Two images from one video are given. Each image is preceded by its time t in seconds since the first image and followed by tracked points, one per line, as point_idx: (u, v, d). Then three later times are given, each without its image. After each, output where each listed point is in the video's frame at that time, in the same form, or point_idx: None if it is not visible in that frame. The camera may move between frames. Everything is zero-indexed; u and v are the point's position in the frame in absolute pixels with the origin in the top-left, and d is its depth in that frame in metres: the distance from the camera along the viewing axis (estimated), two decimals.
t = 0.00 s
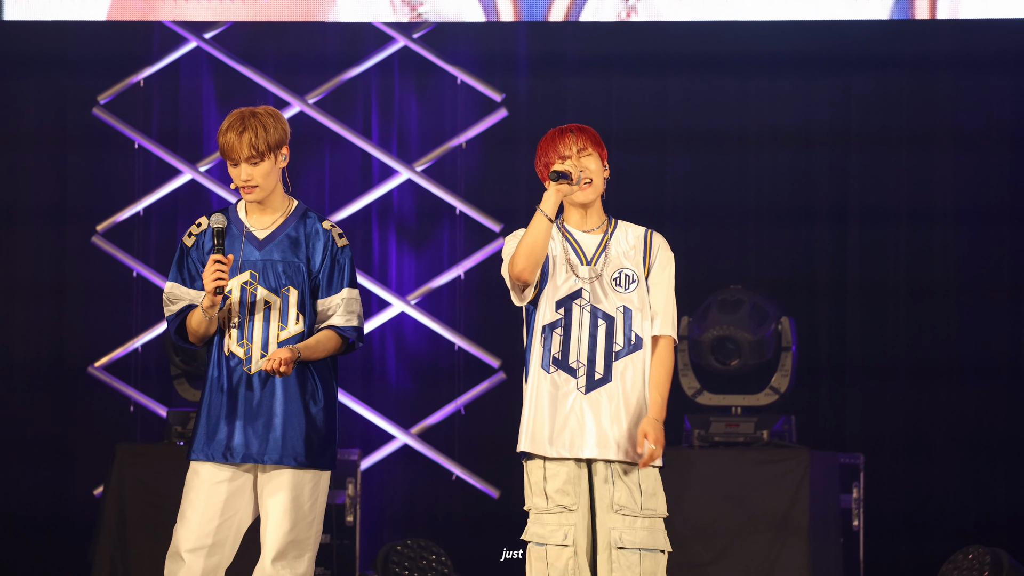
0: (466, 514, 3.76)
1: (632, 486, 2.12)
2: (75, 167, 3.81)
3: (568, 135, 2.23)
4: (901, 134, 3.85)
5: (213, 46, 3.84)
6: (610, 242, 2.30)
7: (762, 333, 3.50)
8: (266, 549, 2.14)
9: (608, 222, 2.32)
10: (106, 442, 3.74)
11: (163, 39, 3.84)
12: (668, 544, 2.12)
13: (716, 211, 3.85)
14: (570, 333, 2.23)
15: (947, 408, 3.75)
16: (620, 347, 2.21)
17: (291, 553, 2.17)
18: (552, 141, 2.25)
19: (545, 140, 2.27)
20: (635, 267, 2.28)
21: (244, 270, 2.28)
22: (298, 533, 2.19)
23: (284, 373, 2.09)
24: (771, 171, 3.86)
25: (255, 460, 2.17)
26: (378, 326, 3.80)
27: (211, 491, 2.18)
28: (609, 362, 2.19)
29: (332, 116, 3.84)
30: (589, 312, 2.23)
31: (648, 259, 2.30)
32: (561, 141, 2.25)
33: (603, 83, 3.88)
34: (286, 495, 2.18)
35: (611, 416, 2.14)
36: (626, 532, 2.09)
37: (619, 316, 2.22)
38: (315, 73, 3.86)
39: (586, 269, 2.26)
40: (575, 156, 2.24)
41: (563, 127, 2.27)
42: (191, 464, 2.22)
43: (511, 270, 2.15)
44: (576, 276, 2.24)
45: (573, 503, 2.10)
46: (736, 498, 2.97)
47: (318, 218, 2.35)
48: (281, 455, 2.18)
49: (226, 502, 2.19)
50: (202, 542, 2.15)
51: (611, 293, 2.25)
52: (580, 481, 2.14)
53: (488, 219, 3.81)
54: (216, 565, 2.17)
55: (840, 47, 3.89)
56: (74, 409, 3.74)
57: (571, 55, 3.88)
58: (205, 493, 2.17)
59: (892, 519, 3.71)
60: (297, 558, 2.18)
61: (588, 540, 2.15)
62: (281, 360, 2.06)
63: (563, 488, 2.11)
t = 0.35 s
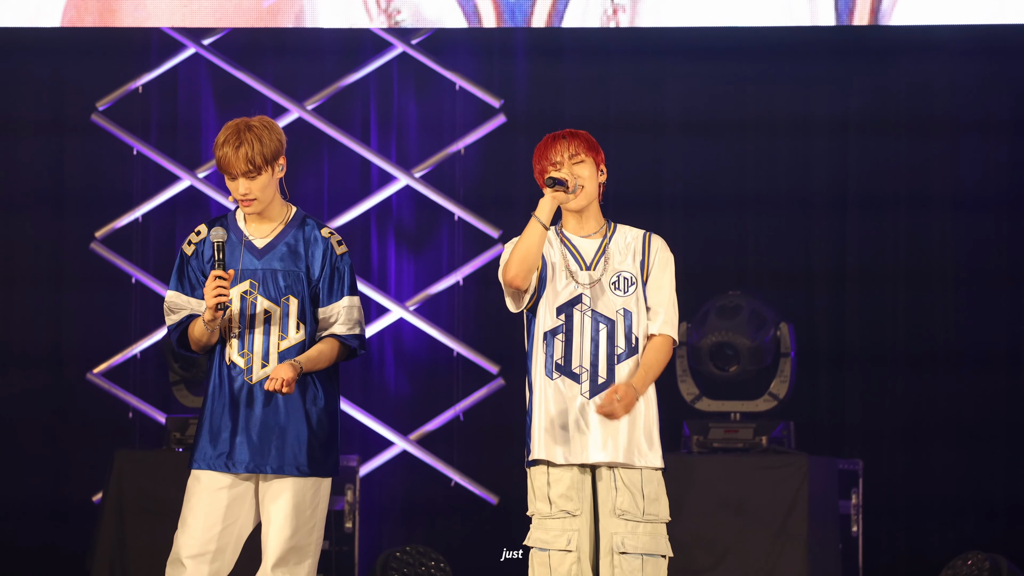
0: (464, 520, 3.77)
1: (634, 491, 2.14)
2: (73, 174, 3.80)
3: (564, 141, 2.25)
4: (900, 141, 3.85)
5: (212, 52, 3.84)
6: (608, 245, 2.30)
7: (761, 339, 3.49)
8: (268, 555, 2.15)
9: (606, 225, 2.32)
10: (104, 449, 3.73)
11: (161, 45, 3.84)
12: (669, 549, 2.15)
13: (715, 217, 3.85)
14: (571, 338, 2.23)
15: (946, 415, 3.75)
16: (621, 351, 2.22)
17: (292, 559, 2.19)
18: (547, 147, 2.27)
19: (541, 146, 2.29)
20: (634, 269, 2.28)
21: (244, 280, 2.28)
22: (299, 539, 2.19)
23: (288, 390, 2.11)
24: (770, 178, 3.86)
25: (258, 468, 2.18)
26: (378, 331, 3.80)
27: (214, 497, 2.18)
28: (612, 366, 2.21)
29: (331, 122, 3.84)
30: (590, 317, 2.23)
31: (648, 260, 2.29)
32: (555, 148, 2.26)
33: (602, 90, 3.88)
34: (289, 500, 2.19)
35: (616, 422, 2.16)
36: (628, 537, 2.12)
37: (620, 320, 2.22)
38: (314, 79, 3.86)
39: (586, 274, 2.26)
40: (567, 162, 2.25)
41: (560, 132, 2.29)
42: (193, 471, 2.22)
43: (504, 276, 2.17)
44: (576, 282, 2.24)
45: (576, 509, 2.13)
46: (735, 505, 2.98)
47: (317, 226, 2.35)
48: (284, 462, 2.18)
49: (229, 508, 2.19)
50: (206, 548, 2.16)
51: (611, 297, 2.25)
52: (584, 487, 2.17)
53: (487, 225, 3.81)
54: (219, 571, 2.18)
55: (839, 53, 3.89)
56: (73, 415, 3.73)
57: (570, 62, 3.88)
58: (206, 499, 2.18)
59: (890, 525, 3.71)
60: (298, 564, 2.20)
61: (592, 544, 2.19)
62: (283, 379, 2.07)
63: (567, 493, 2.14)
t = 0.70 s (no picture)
0: (472, 527, 3.77)
1: (637, 498, 2.13)
2: (83, 180, 3.80)
3: (578, 147, 2.25)
4: (910, 150, 3.85)
5: (222, 59, 3.84)
6: (619, 254, 2.29)
7: (771, 347, 3.49)
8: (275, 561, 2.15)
9: (617, 234, 2.31)
10: (114, 455, 3.73)
11: (172, 51, 3.84)
12: (674, 557, 2.14)
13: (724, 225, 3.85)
14: (578, 345, 2.23)
15: (956, 425, 3.74)
16: (628, 359, 2.21)
17: (299, 566, 2.18)
18: (562, 152, 2.28)
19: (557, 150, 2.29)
20: (644, 278, 2.27)
21: (254, 282, 2.29)
22: (307, 545, 2.19)
23: (294, 386, 2.10)
24: (780, 186, 3.85)
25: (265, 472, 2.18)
26: (388, 338, 3.80)
27: (222, 504, 2.18)
28: (616, 374, 2.20)
29: (341, 129, 3.83)
30: (597, 325, 2.24)
31: (659, 269, 2.28)
32: (568, 154, 2.26)
33: (612, 99, 3.88)
34: (296, 505, 2.18)
35: (619, 430, 2.16)
36: (631, 545, 2.12)
37: (627, 328, 2.22)
38: (324, 86, 3.86)
39: (594, 282, 2.26)
40: (579, 170, 2.25)
41: (578, 137, 2.28)
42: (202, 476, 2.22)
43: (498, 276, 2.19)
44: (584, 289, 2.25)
45: (580, 516, 2.14)
46: (744, 514, 2.97)
47: (328, 232, 2.35)
48: (289, 467, 2.18)
49: (236, 515, 2.19)
50: (214, 555, 2.16)
51: (618, 305, 2.25)
52: (588, 494, 2.18)
53: (497, 232, 3.81)
54: None
55: (849, 62, 3.89)
56: (83, 420, 3.74)
57: (580, 71, 3.88)
58: (215, 506, 2.18)
59: (898, 534, 3.71)
60: (307, 570, 2.19)
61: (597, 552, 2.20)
62: (292, 375, 2.07)
63: (571, 500, 2.15)
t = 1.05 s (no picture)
0: (477, 526, 3.77)
1: (644, 497, 2.14)
2: (88, 178, 3.80)
3: (597, 146, 2.28)
4: (915, 149, 3.85)
5: (227, 57, 3.83)
6: (627, 255, 2.31)
7: (775, 346, 3.51)
8: (280, 559, 2.15)
9: (628, 235, 2.33)
10: (119, 453, 3.74)
11: (177, 50, 3.84)
12: (680, 555, 2.15)
13: (729, 224, 3.85)
14: (583, 347, 2.25)
15: (960, 423, 3.75)
16: (632, 363, 2.23)
17: (304, 563, 2.19)
18: (581, 150, 2.30)
19: (575, 147, 2.32)
20: (651, 281, 2.29)
21: (258, 283, 2.29)
22: (311, 543, 2.19)
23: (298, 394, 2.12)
24: (785, 185, 3.86)
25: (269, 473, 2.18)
26: (392, 336, 3.80)
27: (226, 501, 2.18)
28: (620, 377, 2.21)
29: (345, 128, 3.83)
30: (603, 327, 2.26)
31: (666, 272, 2.29)
32: (587, 153, 2.28)
33: (617, 97, 3.88)
34: (301, 504, 2.19)
35: (622, 432, 2.16)
36: (638, 543, 2.12)
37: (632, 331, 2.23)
38: (329, 85, 3.86)
39: (602, 283, 2.28)
40: (597, 169, 2.27)
41: (596, 136, 2.31)
42: (207, 475, 2.23)
43: (515, 279, 2.19)
44: (591, 290, 2.27)
45: (584, 514, 2.14)
46: (748, 513, 2.98)
47: (330, 231, 2.34)
48: (294, 468, 2.18)
49: (240, 513, 2.18)
50: (219, 552, 2.16)
51: (624, 308, 2.27)
52: (593, 491, 2.17)
53: (502, 231, 3.81)
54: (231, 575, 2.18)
55: (854, 61, 3.89)
56: (87, 418, 3.74)
57: (586, 70, 3.89)
58: (220, 504, 2.18)
59: (902, 532, 3.72)
60: (311, 567, 2.20)
61: (602, 550, 2.19)
62: (294, 383, 2.09)
63: (576, 498, 2.15)
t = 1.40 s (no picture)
0: (471, 506, 3.77)
1: (637, 476, 2.16)
2: (82, 158, 3.80)
3: (601, 122, 2.29)
4: (907, 129, 3.85)
5: (220, 37, 3.82)
6: (623, 232, 2.31)
7: (768, 327, 3.50)
8: (273, 540, 2.15)
9: (625, 213, 2.33)
10: (112, 432, 3.74)
11: (170, 30, 3.84)
12: (672, 533, 2.17)
13: (723, 204, 3.85)
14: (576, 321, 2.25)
15: (953, 403, 3.75)
16: (625, 339, 2.24)
17: (296, 543, 2.18)
18: (584, 124, 2.31)
19: (578, 121, 2.32)
20: (646, 259, 2.30)
21: (250, 262, 2.28)
22: (304, 523, 2.19)
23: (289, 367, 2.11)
24: (778, 165, 3.86)
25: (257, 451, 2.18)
26: (384, 317, 3.79)
27: (220, 482, 2.18)
28: (613, 353, 2.23)
29: (338, 108, 3.81)
30: (597, 302, 2.26)
31: (662, 250, 2.30)
32: (590, 127, 2.30)
33: (611, 77, 3.88)
34: (294, 483, 2.19)
35: (615, 407, 2.19)
36: (631, 521, 2.14)
37: (626, 307, 2.24)
38: (323, 65, 3.86)
39: (597, 259, 2.28)
40: (599, 144, 2.29)
41: (601, 112, 2.33)
42: (197, 455, 2.22)
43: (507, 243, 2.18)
44: (587, 266, 2.26)
45: (578, 492, 2.15)
46: (740, 491, 2.98)
47: (324, 210, 2.33)
48: (284, 447, 2.18)
49: (233, 493, 2.18)
50: (212, 532, 2.16)
51: (619, 284, 2.27)
52: (585, 470, 2.19)
53: (496, 211, 3.78)
54: (223, 556, 2.17)
55: (848, 42, 3.90)
56: (81, 398, 3.74)
57: (579, 50, 3.89)
58: (213, 484, 2.18)
59: (896, 513, 3.71)
60: (304, 548, 2.19)
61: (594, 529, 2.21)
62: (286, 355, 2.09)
63: (569, 476, 2.16)
